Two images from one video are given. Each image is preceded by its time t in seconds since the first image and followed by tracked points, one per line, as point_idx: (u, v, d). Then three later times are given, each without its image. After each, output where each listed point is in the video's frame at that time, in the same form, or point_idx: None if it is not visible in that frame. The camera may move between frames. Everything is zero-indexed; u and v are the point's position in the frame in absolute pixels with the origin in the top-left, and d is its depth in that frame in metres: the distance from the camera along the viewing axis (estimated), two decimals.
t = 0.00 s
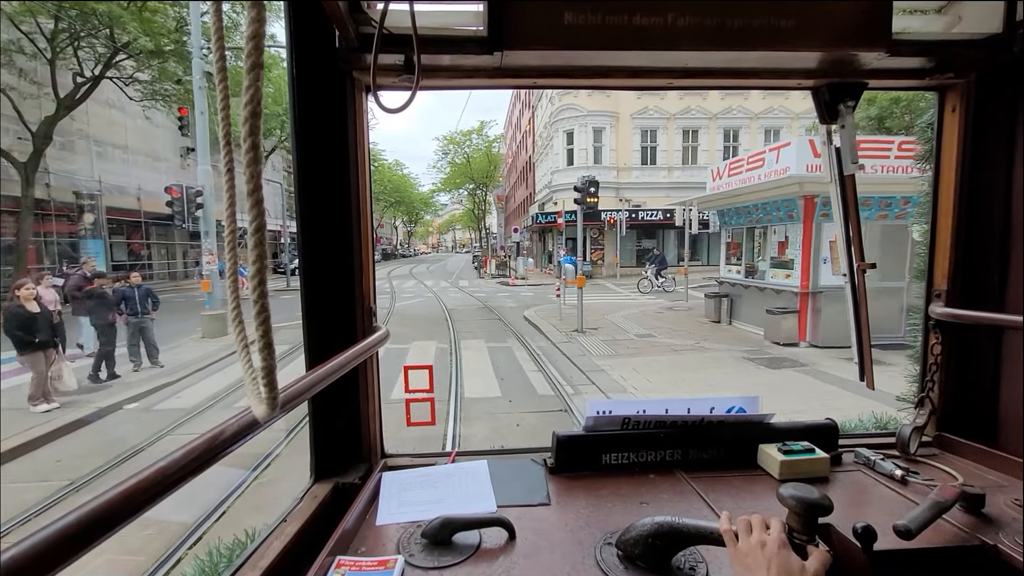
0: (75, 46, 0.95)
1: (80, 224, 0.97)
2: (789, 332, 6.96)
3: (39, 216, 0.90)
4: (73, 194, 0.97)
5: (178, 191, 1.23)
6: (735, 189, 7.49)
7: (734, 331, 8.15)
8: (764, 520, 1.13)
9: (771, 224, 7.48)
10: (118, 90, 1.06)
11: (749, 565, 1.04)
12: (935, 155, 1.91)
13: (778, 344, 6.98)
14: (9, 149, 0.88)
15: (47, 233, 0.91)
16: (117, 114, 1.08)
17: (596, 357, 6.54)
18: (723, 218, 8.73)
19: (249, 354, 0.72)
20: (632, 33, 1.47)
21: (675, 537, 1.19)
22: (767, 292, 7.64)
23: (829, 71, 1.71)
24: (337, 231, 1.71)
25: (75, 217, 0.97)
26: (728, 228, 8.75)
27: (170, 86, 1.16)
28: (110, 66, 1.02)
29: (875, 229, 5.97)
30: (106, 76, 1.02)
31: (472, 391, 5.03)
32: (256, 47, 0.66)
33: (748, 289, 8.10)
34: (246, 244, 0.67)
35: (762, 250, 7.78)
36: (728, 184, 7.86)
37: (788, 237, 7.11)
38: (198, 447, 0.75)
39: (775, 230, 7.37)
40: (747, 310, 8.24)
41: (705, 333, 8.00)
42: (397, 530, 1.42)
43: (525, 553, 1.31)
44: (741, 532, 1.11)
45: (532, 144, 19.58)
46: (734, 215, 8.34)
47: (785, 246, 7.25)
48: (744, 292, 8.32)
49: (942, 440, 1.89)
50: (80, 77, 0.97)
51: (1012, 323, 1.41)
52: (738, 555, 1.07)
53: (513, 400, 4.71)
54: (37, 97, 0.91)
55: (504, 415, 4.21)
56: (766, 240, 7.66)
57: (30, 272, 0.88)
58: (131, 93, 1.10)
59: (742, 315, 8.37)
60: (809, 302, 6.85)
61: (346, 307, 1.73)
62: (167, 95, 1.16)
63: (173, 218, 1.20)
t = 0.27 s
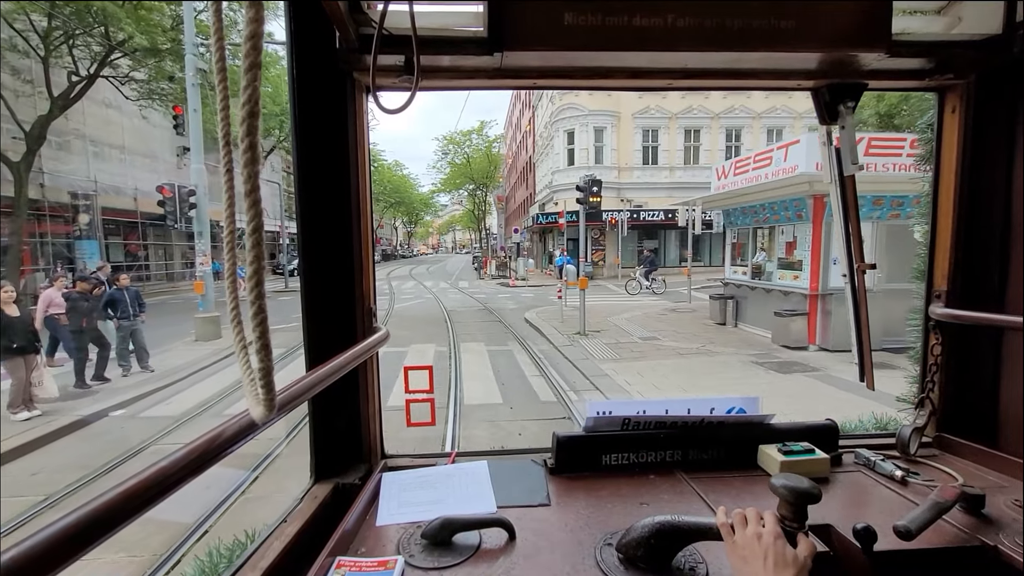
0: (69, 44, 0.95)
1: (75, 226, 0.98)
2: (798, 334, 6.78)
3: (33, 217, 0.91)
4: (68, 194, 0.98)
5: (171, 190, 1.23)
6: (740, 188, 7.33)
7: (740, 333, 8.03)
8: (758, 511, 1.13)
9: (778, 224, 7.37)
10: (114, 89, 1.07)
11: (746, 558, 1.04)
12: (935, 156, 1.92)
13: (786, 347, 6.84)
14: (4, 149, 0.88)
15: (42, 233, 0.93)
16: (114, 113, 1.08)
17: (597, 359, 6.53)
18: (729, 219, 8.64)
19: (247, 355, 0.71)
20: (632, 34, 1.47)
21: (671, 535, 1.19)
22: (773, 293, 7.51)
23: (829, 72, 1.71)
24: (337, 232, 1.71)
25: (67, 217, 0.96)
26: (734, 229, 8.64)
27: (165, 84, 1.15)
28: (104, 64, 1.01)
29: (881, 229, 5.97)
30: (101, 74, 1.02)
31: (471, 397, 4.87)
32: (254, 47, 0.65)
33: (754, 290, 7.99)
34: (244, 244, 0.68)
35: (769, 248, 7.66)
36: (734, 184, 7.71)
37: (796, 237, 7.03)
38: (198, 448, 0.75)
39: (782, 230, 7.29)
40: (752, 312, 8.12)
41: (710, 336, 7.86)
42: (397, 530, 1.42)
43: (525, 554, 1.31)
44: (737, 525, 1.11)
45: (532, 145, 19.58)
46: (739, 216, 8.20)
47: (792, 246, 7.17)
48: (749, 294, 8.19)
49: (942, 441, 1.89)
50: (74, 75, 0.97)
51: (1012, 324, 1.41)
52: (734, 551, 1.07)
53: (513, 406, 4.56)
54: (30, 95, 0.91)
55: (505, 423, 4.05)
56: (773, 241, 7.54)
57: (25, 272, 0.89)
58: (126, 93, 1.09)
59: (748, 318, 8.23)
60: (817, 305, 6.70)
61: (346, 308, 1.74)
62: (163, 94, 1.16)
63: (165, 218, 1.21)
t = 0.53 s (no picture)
0: (64, 41, 0.94)
1: (70, 226, 0.98)
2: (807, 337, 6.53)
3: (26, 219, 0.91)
4: (63, 194, 0.97)
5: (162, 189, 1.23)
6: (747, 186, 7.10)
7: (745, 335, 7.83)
8: (758, 513, 1.13)
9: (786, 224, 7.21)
10: (110, 87, 1.06)
11: (746, 559, 1.04)
12: (935, 157, 1.92)
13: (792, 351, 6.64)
14: None
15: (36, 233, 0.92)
16: (111, 112, 1.08)
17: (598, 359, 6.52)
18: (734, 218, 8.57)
19: (250, 354, 0.72)
20: (633, 34, 1.47)
21: (671, 535, 1.19)
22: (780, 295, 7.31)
23: (830, 73, 1.71)
24: (337, 231, 1.71)
25: (62, 217, 0.97)
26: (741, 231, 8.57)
27: (162, 82, 1.16)
28: (100, 61, 1.01)
29: (890, 229, 5.91)
30: (96, 72, 1.01)
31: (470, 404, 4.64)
32: (259, 48, 0.64)
33: (760, 292, 7.79)
34: (248, 245, 0.67)
35: (775, 251, 7.57)
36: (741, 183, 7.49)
37: (804, 237, 6.90)
38: (198, 447, 0.75)
39: (790, 229, 7.15)
40: (758, 314, 7.92)
41: (715, 339, 7.67)
42: (397, 530, 1.42)
43: (525, 554, 1.31)
44: (737, 526, 1.11)
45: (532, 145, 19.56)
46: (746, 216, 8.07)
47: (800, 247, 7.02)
48: (756, 296, 7.95)
49: (942, 442, 1.89)
50: (70, 73, 0.96)
51: (1013, 325, 1.41)
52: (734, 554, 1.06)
53: (513, 413, 4.35)
54: (24, 94, 0.90)
55: (505, 433, 3.83)
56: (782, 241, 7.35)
57: (19, 273, 0.91)
58: (123, 91, 1.10)
59: (753, 320, 8.07)
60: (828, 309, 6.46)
61: (347, 307, 1.73)
62: (160, 92, 1.16)
63: (157, 217, 1.18)
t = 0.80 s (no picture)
0: (58, 38, 0.94)
1: (63, 225, 0.98)
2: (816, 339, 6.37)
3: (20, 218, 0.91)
4: (56, 192, 0.97)
5: (154, 187, 1.17)
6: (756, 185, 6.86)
7: (751, 338, 7.67)
8: (757, 513, 1.13)
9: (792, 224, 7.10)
10: (106, 86, 1.06)
11: (745, 559, 1.04)
12: (934, 158, 1.92)
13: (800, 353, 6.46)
14: None
15: (31, 232, 0.93)
16: (107, 110, 1.09)
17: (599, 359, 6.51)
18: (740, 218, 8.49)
19: (250, 353, 0.72)
20: (632, 35, 1.47)
21: (670, 535, 1.19)
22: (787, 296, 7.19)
23: (829, 73, 1.71)
24: (337, 231, 1.71)
25: (57, 217, 0.97)
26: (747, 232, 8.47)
27: (160, 82, 1.12)
28: (95, 59, 1.00)
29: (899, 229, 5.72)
30: (91, 70, 1.01)
31: (471, 410, 4.44)
32: (259, 48, 0.65)
33: (767, 293, 7.64)
34: (249, 243, 0.67)
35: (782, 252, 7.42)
36: (747, 181, 7.24)
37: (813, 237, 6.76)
38: (198, 447, 0.74)
39: (796, 230, 7.05)
40: (764, 316, 7.78)
41: (721, 341, 7.50)
42: (396, 530, 1.42)
43: (524, 554, 1.31)
44: (736, 527, 1.11)
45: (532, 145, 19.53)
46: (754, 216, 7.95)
47: (808, 248, 6.86)
48: (761, 297, 7.86)
49: (941, 442, 1.89)
50: (64, 70, 0.96)
51: (1013, 326, 1.41)
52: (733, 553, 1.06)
53: (515, 419, 4.18)
54: (18, 93, 0.91)
55: (506, 436, 3.74)
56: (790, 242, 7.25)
57: (12, 273, 0.90)
58: (119, 90, 1.09)
59: (758, 321, 7.94)
60: (837, 310, 6.26)
61: (346, 307, 1.73)
62: (159, 91, 1.13)
63: (149, 217, 1.14)
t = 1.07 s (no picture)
0: (52, 36, 0.94)
1: (57, 225, 0.95)
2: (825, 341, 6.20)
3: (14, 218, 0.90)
4: (49, 192, 0.95)
5: (144, 185, 1.15)
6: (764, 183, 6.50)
7: (756, 339, 7.58)
8: (757, 514, 1.13)
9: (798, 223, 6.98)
10: (101, 84, 1.06)
11: (744, 559, 1.04)
12: (933, 158, 1.92)
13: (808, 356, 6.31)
14: None
15: (24, 233, 0.91)
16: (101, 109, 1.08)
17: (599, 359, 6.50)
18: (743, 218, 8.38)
19: (248, 352, 0.72)
20: (632, 35, 1.47)
21: (670, 535, 1.19)
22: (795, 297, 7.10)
23: (828, 73, 1.71)
24: (336, 231, 1.71)
25: (51, 217, 0.94)
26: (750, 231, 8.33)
27: (154, 79, 1.12)
28: (89, 56, 1.00)
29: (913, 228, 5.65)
30: (85, 68, 1.00)
31: (471, 410, 4.43)
32: (258, 48, 0.65)
33: (773, 294, 7.55)
34: (246, 243, 0.67)
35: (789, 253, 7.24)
36: (753, 180, 6.90)
37: (820, 237, 6.60)
38: (197, 448, 0.74)
39: (802, 230, 6.88)
40: (770, 318, 7.69)
41: (726, 343, 7.39)
42: (395, 530, 1.42)
43: (523, 554, 1.31)
44: (735, 527, 1.11)
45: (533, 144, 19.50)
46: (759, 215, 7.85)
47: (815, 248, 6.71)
48: (767, 298, 7.78)
49: (941, 442, 1.89)
50: (58, 69, 0.95)
51: (1012, 326, 1.41)
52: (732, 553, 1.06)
53: (515, 426, 4.02)
54: (11, 91, 0.90)
55: (507, 436, 3.73)
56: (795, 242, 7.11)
57: (6, 274, 0.88)
58: (114, 88, 1.10)
59: (763, 323, 7.87)
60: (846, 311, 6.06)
61: (346, 307, 1.73)
62: (154, 89, 1.12)
63: (140, 216, 1.13)
